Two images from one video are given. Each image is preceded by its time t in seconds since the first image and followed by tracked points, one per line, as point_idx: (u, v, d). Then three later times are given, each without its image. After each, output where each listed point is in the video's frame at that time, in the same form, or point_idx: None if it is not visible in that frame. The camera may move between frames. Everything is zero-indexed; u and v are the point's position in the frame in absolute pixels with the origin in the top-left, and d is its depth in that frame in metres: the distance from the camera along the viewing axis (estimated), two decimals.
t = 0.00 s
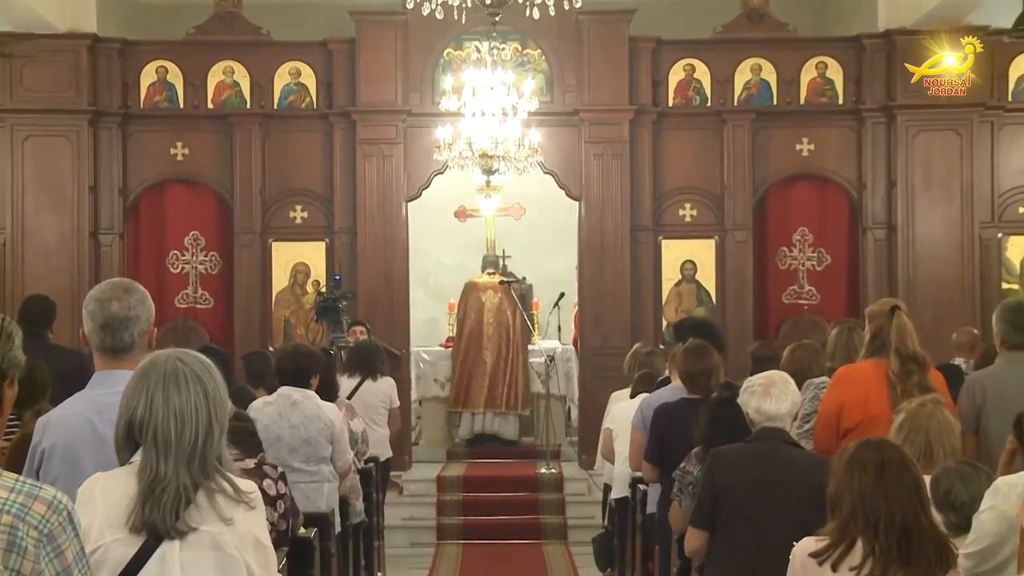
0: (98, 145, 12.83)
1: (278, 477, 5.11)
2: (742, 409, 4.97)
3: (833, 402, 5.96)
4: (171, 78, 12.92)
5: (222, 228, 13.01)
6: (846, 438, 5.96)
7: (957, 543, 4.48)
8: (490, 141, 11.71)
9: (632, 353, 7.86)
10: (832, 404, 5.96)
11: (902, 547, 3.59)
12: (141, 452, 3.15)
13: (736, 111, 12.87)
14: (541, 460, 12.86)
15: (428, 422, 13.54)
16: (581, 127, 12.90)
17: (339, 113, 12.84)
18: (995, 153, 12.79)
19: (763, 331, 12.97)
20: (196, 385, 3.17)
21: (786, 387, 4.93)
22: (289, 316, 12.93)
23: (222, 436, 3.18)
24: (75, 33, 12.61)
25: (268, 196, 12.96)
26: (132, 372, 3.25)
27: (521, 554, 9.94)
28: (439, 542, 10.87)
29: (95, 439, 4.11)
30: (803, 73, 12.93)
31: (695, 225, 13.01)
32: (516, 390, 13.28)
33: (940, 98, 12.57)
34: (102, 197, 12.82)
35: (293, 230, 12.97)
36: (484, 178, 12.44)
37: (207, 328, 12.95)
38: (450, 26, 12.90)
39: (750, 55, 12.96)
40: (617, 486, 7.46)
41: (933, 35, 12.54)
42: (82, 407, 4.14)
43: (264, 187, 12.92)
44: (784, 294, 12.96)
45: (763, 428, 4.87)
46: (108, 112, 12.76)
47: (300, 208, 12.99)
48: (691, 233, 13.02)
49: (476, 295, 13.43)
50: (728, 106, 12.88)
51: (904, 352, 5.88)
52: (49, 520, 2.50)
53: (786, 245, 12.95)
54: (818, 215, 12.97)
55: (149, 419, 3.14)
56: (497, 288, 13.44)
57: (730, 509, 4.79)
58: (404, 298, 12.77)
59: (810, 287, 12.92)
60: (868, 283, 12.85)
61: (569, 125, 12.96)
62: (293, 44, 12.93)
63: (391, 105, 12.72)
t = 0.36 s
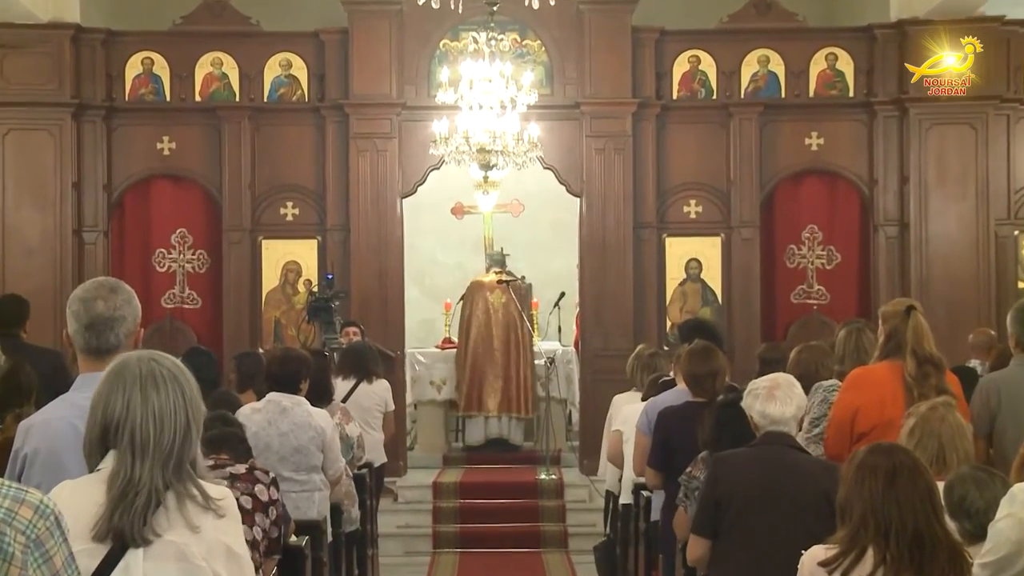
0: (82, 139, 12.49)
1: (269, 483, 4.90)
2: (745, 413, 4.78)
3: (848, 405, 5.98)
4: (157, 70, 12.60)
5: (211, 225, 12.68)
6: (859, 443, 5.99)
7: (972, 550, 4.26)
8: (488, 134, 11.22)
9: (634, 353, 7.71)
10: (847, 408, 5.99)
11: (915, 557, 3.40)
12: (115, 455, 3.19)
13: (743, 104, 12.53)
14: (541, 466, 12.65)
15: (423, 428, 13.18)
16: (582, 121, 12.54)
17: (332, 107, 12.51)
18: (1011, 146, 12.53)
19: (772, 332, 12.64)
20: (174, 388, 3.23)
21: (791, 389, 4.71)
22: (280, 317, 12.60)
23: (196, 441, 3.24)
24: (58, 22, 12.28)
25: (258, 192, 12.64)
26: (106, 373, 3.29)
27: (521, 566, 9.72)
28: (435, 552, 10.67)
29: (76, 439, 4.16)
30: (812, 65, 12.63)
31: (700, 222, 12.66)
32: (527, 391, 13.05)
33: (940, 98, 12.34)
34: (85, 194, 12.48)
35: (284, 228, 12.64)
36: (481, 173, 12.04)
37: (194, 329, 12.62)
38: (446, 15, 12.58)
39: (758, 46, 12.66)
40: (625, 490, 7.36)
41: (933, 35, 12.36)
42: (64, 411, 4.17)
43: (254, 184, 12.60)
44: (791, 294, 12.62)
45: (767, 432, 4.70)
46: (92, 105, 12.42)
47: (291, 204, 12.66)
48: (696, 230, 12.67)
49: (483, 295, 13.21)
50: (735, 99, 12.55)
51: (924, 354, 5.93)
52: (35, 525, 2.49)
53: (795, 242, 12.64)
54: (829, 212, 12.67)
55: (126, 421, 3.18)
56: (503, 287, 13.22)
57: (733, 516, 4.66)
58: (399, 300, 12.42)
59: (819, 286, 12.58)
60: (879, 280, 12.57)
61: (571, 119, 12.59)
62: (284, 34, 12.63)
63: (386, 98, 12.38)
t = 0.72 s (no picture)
0: (63, 133, 12.14)
1: (255, 490, 4.65)
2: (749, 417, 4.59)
3: (862, 408, 5.79)
4: (140, 62, 12.24)
5: (196, 224, 12.33)
6: (868, 448, 5.82)
7: (987, 561, 4.03)
8: (484, 128, 10.99)
9: (636, 356, 7.54)
10: (860, 411, 5.79)
11: (927, 566, 3.26)
12: (90, 462, 3.11)
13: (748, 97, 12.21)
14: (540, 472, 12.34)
15: (416, 432, 13.00)
16: (583, 115, 12.19)
17: (322, 99, 12.16)
18: None
19: (779, 334, 12.35)
20: (151, 391, 3.15)
21: (796, 393, 4.53)
22: (269, 318, 12.24)
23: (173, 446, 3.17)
24: (39, 12, 11.92)
25: (246, 187, 12.28)
26: (77, 376, 3.21)
27: None
28: (430, 561, 10.46)
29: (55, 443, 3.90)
30: (821, 56, 12.28)
31: (704, 219, 12.36)
32: (526, 394, 12.67)
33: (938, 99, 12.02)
34: (66, 191, 12.14)
35: (273, 226, 12.28)
36: (479, 170, 11.69)
37: (179, 329, 12.29)
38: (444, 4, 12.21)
39: (764, 37, 12.31)
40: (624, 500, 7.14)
41: (933, 34, 12.02)
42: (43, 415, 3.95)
43: (241, 181, 12.25)
44: (799, 295, 12.33)
45: (772, 437, 4.49)
46: (72, 98, 12.07)
47: (280, 200, 12.30)
48: (701, 228, 12.37)
49: (474, 297, 12.82)
50: (740, 92, 12.23)
51: (938, 357, 5.78)
52: (25, 528, 2.52)
53: (802, 241, 12.32)
54: (838, 210, 12.35)
55: (102, 425, 3.10)
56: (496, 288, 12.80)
57: (736, 523, 4.44)
58: (392, 299, 12.09)
59: (828, 287, 12.28)
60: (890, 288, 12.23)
61: (570, 112, 12.25)
62: (273, 25, 12.24)
63: (379, 91, 12.04)
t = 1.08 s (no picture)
0: (42, 126, 11.89)
1: (239, 496, 4.46)
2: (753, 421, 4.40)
3: (869, 414, 5.59)
4: (121, 52, 11.98)
5: (179, 220, 12.10)
6: (875, 454, 5.62)
7: (1000, 571, 3.79)
8: (478, 122, 10.73)
9: (635, 358, 7.40)
10: (867, 417, 5.60)
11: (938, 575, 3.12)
12: (76, 468, 2.96)
13: (753, 91, 11.97)
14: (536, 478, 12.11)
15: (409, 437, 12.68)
16: (582, 108, 11.96)
17: (311, 91, 11.88)
18: None
19: (784, 334, 12.15)
20: (138, 393, 3.01)
21: (801, 397, 4.34)
22: (255, 317, 12.02)
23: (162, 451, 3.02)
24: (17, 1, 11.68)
25: (232, 185, 12.02)
26: (60, 380, 3.05)
27: None
28: (422, 570, 10.29)
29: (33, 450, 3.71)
30: (828, 47, 12.05)
31: (707, 216, 12.12)
32: (513, 401, 12.40)
33: (938, 100, 11.80)
34: (44, 186, 11.90)
35: (257, 222, 12.03)
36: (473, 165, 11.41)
37: (161, 329, 12.07)
38: None
39: (768, 27, 12.09)
40: (623, 514, 7.05)
41: (932, 34, 11.78)
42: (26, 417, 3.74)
43: (227, 176, 11.99)
44: (805, 295, 12.12)
45: (776, 442, 4.30)
46: (51, 90, 11.82)
47: (266, 197, 12.04)
48: (703, 225, 12.13)
49: (461, 295, 12.54)
50: (743, 83, 12.00)
51: (949, 361, 5.58)
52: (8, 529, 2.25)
53: (809, 238, 12.11)
54: (845, 205, 12.11)
55: (89, 430, 2.95)
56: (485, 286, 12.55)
57: (738, 530, 4.22)
58: (383, 299, 11.80)
59: (835, 285, 12.08)
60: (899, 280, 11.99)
61: (568, 104, 12.01)
62: (259, 15, 11.99)
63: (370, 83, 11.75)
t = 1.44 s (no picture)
0: (22, 120, 11.69)
1: (224, 504, 4.23)
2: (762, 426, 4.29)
3: (877, 419, 5.41)
4: (104, 43, 11.80)
5: (164, 217, 11.90)
6: (887, 460, 5.44)
7: None
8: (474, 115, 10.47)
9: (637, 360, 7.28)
10: (875, 422, 5.42)
11: None
12: (82, 474, 2.93)
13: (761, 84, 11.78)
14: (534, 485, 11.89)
15: (402, 441, 12.45)
16: (581, 101, 11.75)
17: (301, 83, 11.67)
18: None
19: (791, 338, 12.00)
20: (145, 397, 2.97)
21: (813, 399, 4.21)
22: (244, 318, 11.80)
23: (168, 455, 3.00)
24: None
25: (219, 181, 11.81)
26: (65, 380, 3.02)
27: None
28: None
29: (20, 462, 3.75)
30: (836, 38, 11.87)
31: (711, 212, 11.92)
32: (507, 404, 12.17)
33: (941, 100, 11.60)
34: (25, 180, 11.68)
35: (246, 219, 11.83)
36: (470, 160, 11.17)
37: (145, 330, 11.88)
38: None
39: (776, 18, 11.91)
40: (619, 523, 7.00)
41: (933, 34, 11.63)
42: (5, 427, 3.77)
43: (214, 170, 11.79)
44: (813, 294, 11.95)
45: (787, 448, 4.18)
46: (32, 82, 11.62)
47: (255, 193, 11.83)
48: (706, 221, 11.93)
49: (453, 295, 12.30)
50: (748, 75, 11.81)
51: (959, 360, 5.36)
52: None
53: (817, 236, 11.92)
54: (855, 202, 11.93)
55: (95, 435, 2.92)
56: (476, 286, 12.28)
57: (753, 537, 4.11)
58: (377, 299, 11.58)
59: (844, 284, 11.90)
60: (912, 275, 11.79)
61: (567, 97, 11.80)
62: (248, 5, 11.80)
63: (362, 75, 11.53)
